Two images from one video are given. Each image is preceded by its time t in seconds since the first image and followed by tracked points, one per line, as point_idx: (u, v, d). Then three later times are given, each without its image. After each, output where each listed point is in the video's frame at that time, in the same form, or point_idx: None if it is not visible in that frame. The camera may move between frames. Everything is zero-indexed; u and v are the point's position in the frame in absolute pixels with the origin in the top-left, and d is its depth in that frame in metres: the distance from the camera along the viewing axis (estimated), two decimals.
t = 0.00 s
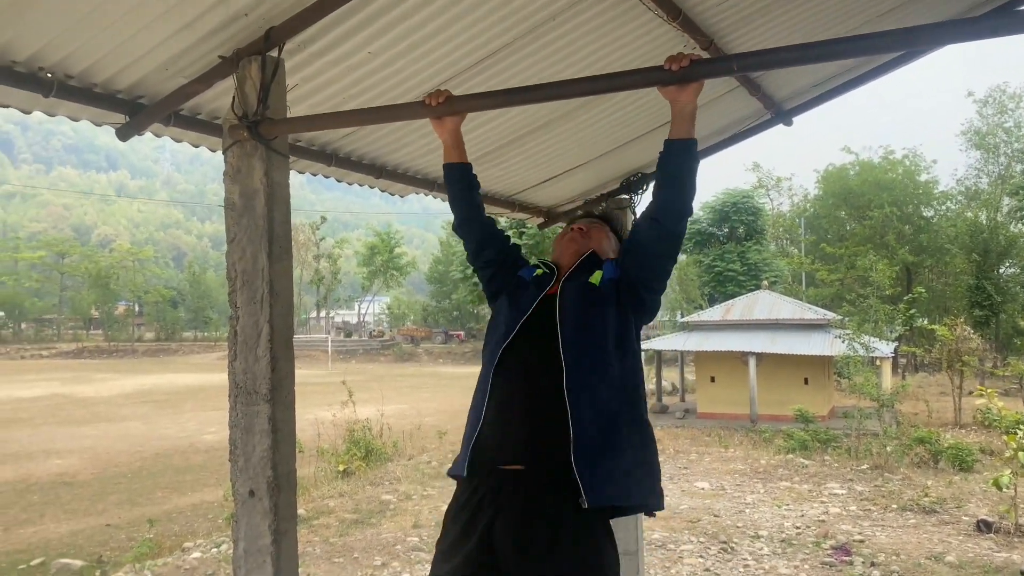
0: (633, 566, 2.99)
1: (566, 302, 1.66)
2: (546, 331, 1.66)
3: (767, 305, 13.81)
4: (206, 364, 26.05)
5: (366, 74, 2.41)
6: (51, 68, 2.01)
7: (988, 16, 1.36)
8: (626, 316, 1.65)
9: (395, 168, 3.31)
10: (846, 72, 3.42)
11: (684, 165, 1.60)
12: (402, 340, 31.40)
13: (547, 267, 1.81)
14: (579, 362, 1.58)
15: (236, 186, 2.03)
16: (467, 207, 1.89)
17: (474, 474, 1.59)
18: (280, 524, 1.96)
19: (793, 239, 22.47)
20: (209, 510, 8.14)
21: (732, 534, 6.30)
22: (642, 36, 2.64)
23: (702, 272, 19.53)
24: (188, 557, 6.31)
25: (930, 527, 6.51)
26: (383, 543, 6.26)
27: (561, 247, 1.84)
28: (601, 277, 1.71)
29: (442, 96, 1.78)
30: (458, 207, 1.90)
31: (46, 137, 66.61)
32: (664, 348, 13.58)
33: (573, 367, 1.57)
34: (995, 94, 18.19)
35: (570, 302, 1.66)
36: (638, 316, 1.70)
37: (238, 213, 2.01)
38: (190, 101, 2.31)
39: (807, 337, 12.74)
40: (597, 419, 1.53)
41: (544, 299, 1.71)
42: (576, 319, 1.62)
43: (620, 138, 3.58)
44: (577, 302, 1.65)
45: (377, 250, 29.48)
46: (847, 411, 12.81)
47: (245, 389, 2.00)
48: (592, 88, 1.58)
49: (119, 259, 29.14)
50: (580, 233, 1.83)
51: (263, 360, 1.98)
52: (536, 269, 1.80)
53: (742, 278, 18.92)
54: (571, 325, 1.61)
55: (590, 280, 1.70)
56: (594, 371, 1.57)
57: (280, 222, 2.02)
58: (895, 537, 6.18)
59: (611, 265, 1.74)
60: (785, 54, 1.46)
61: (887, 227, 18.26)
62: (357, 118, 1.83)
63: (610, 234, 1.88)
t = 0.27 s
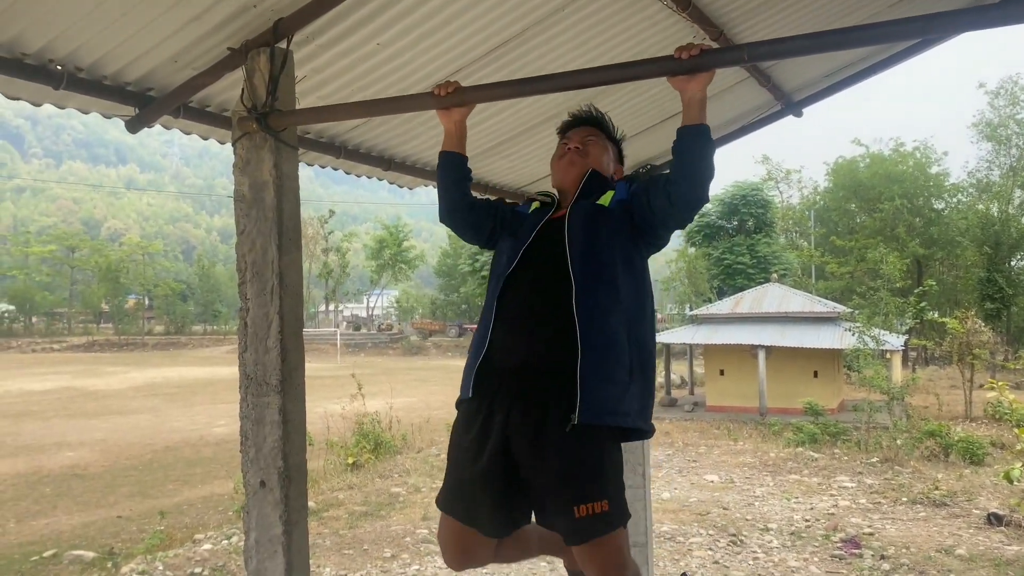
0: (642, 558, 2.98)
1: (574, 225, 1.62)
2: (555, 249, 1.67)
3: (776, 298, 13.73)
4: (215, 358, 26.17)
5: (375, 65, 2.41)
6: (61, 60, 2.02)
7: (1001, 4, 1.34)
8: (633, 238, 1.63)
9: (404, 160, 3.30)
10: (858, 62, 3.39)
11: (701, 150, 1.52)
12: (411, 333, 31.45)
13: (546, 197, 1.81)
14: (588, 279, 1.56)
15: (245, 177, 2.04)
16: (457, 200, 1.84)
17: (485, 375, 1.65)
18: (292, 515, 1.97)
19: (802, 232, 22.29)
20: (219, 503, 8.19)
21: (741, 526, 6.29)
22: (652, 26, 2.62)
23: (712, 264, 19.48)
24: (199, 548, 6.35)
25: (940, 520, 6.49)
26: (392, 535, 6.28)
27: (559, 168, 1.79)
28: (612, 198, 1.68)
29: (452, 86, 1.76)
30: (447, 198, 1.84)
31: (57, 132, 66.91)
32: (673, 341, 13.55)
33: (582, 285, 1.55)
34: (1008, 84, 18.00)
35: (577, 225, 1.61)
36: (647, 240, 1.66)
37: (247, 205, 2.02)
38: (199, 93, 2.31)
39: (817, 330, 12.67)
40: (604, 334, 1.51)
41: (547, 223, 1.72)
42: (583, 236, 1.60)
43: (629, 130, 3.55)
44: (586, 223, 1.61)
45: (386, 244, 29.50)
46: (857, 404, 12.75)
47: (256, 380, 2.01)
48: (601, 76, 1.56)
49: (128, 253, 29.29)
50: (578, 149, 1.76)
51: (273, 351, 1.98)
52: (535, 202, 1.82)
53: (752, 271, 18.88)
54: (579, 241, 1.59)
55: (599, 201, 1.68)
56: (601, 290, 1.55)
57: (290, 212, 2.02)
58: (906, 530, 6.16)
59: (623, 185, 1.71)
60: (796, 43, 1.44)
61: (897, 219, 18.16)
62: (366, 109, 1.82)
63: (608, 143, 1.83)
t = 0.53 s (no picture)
0: (647, 549, 2.98)
1: (587, 189, 1.58)
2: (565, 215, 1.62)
3: (781, 291, 13.68)
4: (219, 351, 26.22)
5: (380, 58, 2.41)
6: (66, 53, 2.02)
7: None
8: (651, 196, 1.59)
9: (409, 153, 3.30)
10: (861, 56, 3.38)
11: (708, 145, 1.44)
12: (416, 327, 31.53)
13: (551, 143, 1.73)
14: (606, 246, 1.55)
15: (251, 170, 2.04)
16: (467, 193, 1.83)
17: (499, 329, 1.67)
18: (297, 507, 1.98)
19: (807, 225, 22.19)
20: (225, 495, 8.24)
21: (745, 519, 6.30)
22: (657, 17, 2.62)
23: (717, 257, 19.45)
24: (205, 541, 6.39)
25: (945, 513, 6.48)
26: (398, 528, 6.30)
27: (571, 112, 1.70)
28: (625, 152, 1.60)
29: (456, 78, 1.76)
30: (457, 193, 1.83)
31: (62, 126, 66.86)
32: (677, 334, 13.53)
33: (600, 250, 1.55)
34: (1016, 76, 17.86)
35: (591, 188, 1.58)
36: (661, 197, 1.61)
37: (253, 197, 2.02)
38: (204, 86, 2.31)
39: (821, 323, 12.63)
40: (627, 299, 1.52)
41: (559, 181, 1.66)
42: (598, 201, 1.57)
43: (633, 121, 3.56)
44: (600, 188, 1.57)
45: (391, 237, 29.51)
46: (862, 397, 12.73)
47: (261, 373, 2.02)
48: (605, 70, 1.54)
49: (134, 247, 29.41)
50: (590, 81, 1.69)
51: (278, 344, 1.99)
52: (539, 152, 1.73)
53: (757, 264, 18.85)
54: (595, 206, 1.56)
55: (611, 158, 1.60)
56: (619, 256, 1.55)
57: (296, 205, 2.02)
58: (910, 523, 6.15)
59: (636, 135, 1.62)
60: (802, 34, 1.42)
61: (903, 212, 18.06)
62: (371, 102, 1.82)
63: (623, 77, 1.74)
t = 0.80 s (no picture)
0: (651, 540, 2.94)
1: (596, 162, 1.55)
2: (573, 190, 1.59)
3: (783, 282, 13.64)
4: (221, 344, 26.23)
5: (382, 46, 2.39)
6: (66, 43, 2.01)
7: None
8: (661, 167, 1.57)
9: (412, 143, 3.28)
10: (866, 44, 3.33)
11: (718, 134, 1.42)
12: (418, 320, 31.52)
13: (549, 108, 1.70)
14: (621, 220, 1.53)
15: (252, 160, 2.02)
16: (475, 181, 1.82)
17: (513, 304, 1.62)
18: (300, 497, 1.98)
19: (810, 216, 22.13)
20: (228, 488, 8.25)
21: (748, 510, 6.31)
22: (661, 3, 2.59)
23: (719, 249, 19.41)
24: (208, 533, 6.40)
25: (948, 504, 6.48)
26: (401, 520, 6.32)
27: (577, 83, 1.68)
28: (629, 121, 1.57)
29: (459, 66, 1.73)
30: (465, 181, 1.83)
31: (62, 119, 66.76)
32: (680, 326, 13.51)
33: (614, 225, 1.53)
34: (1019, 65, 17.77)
35: (600, 162, 1.55)
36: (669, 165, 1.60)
37: (254, 187, 2.01)
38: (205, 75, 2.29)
39: (824, 314, 12.60)
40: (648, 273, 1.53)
41: (562, 154, 1.62)
42: (609, 176, 1.54)
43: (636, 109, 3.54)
44: (609, 161, 1.55)
45: (393, 230, 29.48)
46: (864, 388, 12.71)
47: (264, 363, 2.00)
48: (608, 57, 1.50)
49: (135, 240, 29.43)
50: (593, 35, 1.67)
51: (281, 335, 1.98)
52: (539, 119, 1.69)
53: (760, 255, 18.82)
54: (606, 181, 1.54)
55: (616, 129, 1.57)
56: (636, 229, 1.53)
57: (297, 195, 2.01)
58: (913, 514, 6.15)
59: (640, 104, 1.58)
60: (807, 20, 1.40)
61: (906, 203, 17.98)
62: (373, 91, 1.80)
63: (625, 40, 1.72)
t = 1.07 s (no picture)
0: (651, 528, 2.94)
1: (596, 148, 1.50)
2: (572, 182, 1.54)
3: (784, 271, 13.62)
4: (222, 335, 26.26)
5: (381, 33, 2.37)
6: (63, 29, 1.98)
7: None
8: (662, 154, 1.52)
9: (411, 132, 3.25)
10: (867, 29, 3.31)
11: (740, 92, 1.38)
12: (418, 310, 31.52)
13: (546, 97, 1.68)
14: (618, 209, 1.47)
15: (251, 148, 2.01)
16: (466, 163, 1.79)
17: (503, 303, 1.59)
18: (302, 486, 1.98)
19: (812, 205, 22.04)
20: (230, 478, 8.27)
21: (749, 498, 6.32)
22: None
23: (719, 238, 19.36)
24: (211, 522, 6.42)
25: (949, 491, 6.49)
26: (402, 509, 6.34)
27: (575, 69, 1.64)
28: (631, 110, 1.53)
29: (458, 49, 1.71)
30: (456, 165, 1.80)
31: (61, 110, 66.56)
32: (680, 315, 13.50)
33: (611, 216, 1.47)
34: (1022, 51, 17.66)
35: (600, 148, 1.50)
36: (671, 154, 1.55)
37: (253, 175, 1.99)
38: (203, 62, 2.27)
39: (825, 304, 12.59)
40: (641, 264, 1.46)
41: (553, 141, 1.58)
42: (609, 163, 1.49)
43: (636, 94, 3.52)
44: (610, 147, 1.49)
45: (393, 220, 29.43)
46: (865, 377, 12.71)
47: (265, 352, 2.00)
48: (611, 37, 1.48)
49: (136, 232, 29.44)
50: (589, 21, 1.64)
51: (281, 322, 1.98)
52: (536, 118, 1.68)
53: (761, 244, 18.78)
54: (605, 170, 1.49)
55: (618, 116, 1.53)
56: (633, 220, 1.47)
57: (296, 183, 1.99)
58: (914, 501, 6.17)
59: (647, 94, 1.54)
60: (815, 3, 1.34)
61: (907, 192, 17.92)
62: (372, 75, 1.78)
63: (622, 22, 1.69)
